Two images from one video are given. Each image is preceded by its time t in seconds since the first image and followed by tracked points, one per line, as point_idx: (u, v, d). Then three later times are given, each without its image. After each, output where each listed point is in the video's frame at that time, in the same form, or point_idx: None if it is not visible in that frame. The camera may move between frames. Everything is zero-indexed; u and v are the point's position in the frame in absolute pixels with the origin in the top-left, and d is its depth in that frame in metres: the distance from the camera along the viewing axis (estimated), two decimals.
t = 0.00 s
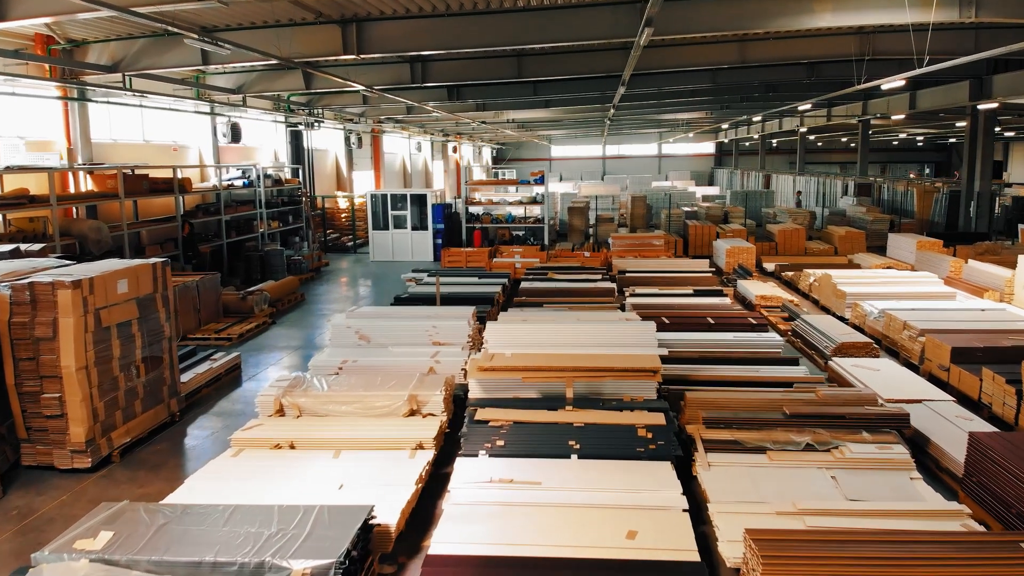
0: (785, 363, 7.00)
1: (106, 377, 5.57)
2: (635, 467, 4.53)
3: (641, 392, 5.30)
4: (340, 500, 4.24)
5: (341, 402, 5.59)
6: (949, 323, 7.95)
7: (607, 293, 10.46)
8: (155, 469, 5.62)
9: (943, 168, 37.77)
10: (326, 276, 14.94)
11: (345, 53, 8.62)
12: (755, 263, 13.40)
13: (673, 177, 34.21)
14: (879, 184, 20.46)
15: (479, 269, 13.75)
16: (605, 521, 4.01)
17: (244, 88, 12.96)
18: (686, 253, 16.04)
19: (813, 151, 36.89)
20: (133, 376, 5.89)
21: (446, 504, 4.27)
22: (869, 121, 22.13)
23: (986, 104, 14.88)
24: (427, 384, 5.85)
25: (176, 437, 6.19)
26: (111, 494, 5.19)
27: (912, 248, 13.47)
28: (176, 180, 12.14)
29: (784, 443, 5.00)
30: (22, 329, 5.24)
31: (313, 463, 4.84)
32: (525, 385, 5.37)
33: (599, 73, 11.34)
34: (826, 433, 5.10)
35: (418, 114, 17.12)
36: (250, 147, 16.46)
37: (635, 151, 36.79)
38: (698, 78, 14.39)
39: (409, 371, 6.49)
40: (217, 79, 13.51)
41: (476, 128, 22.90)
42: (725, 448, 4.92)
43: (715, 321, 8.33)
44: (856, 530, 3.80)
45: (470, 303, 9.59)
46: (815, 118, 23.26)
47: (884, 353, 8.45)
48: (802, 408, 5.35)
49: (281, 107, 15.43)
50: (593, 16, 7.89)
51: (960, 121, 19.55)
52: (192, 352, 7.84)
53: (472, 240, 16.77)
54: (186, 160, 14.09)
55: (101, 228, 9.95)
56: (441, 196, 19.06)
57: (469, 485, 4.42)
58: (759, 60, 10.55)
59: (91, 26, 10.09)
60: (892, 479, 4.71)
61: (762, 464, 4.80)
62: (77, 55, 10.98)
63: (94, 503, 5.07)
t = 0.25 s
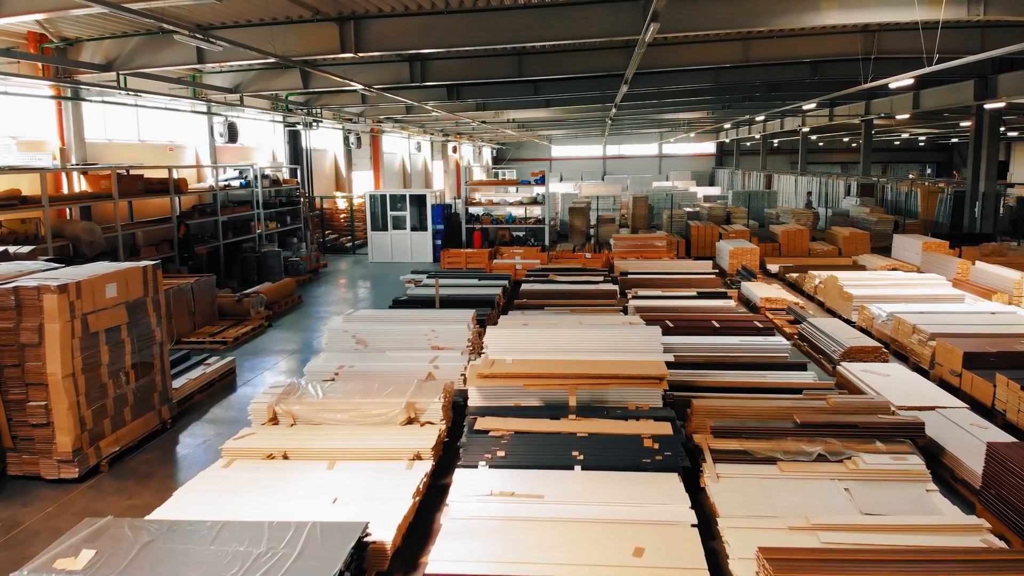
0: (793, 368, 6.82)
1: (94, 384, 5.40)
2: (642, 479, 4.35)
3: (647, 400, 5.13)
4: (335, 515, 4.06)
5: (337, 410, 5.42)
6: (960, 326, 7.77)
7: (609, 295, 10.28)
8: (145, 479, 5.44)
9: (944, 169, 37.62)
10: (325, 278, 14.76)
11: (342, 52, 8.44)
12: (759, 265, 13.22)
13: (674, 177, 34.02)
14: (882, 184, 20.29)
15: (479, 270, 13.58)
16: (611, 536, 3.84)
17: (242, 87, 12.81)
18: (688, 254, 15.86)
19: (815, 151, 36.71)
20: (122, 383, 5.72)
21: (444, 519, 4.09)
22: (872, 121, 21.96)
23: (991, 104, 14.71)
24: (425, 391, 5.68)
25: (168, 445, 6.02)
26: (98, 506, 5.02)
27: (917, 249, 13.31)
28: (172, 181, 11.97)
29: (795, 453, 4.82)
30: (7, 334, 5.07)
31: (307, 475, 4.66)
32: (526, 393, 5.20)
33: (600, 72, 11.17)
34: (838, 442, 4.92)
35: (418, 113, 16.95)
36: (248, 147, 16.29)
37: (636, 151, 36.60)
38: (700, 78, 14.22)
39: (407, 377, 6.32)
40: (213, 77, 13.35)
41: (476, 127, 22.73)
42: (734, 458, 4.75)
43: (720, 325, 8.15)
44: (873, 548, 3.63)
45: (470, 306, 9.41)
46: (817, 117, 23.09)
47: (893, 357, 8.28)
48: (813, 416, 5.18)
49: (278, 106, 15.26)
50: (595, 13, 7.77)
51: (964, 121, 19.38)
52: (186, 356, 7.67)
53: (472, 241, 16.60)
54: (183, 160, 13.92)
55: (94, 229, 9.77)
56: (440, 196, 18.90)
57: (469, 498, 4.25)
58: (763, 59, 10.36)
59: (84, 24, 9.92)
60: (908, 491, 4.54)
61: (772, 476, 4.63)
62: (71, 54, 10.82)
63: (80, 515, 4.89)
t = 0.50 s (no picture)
0: (802, 374, 6.64)
1: (81, 392, 5.23)
2: (648, 492, 4.17)
3: (652, 408, 4.95)
4: (328, 532, 3.89)
5: (332, 418, 5.25)
6: (971, 330, 7.60)
7: (611, 298, 10.10)
8: (134, 490, 5.27)
9: (946, 169, 37.46)
10: (323, 279, 14.57)
11: (339, 51, 8.25)
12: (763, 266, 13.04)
13: (675, 177, 33.83)
14: (885, 185, 20.11)
15: (479, 272, 13.41)
16: (616, 554, 3.67)
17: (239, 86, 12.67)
18: (691, 255, 15.67)
19: (817, 151, 36.51)
20: (111, 390, 5.55)
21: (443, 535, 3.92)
22: (875, 121, 21.78)
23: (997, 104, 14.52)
24: (423, 398, 5.51)
25: (158, 454, 5.85)
26: (84, 519, 4.85)
27: (923, 250, 13.14)
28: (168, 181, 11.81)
29: (807, 464, 4.65)
30: None
31: (300, 488, 4.49)
32: (528, 401, 5.02)
33: (602, 71, 10.99)
34: (852, 453, 4.75)
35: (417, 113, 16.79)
36: (245, 147, 16.12)
37: (637, 151, 36.42)
38: (703, 77, 14.05)
39: (405, 383, 6.15)
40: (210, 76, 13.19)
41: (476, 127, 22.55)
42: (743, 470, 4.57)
43: (726, 328, 7.98)
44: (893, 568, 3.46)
45: (470, 309, 9.24)
46: (819, 117, 22.91)
47: (902, 361, 8.10)
48: (824, 425, 5.00)
49: (277, 106, 15.07)
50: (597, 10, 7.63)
51: (968, 121, 19.19)
52: (179, 361, 7.50)
53: (472, 242, 16.42)
54: (179, 160, 13.75)
55: (87, 230, 9.60)
56: (440, 197, 18.72)
57: (468, 513, 4.07)
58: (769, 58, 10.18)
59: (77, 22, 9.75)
60: (925, 505, 4.36)
61: (784, 489, 4.45)
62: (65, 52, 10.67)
63: (64, 528, 4.72)
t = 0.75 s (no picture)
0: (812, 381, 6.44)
1: (66, 402, 5.03)
2: (656, 509, 3.98)
3: (660, 419, 4.74)
4: (320, 553, 3.69)
5: (326, 428, 5.05)
6: (984, 335, 7.40)
7: (614, 301, 9.89)
8: (120, 503, 5.08)
9: (948, 169, 37.25)
10: (321, 281, 14.35)
11: (337, 48, 7.98)
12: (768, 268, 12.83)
13: (676, 177, 33.60)
14: (889, 185, 19.90)
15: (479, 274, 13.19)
16: None
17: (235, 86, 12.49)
18: (694, 256, 15.45)
19: (819, 151, 36.26)
20: (97, 399, 5.35)
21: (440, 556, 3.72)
22: (879, 121, 21.57)
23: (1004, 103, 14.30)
24: (421, 407, 5.31)
25: (148, 465, 5.65)
26: (67, 535, 4.64)
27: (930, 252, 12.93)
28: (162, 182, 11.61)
29: (821, 478, 4.45)
30: None
31: (291, 504, 4.28)
32: (529, 411, 4.82)
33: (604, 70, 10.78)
34: (868, 466, 4.54)
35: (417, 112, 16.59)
36: (242, 147, 15.91)
37: (637, 151, 36.20)
38: (707, 76, 13.84)
39: (403, 391, 5.95)
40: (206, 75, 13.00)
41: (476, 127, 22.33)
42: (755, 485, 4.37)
43: (732, 332, 7.77)
44: None
45: (469, 313, 9.03)
46: (822, 117, 22.68)
47: (913, 367, 7.89)
48: (839, 437, 4.80)
49: (275, 105, 14.85)
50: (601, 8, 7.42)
51: (974, 120, 18.96)
52: (171, 367, 7.31)
53: (472, 243, 16.20)
54: (175, 160, 13.55)
55: (79, 232, 9.40)
56: (440, 197, 18.49)
57: (467, 531, 3.87)
58: (778, 58, 9.94)
59: (69, 19, 9.56)
60: (947, 521, 4.16)
61: (799, 504, 4.25)
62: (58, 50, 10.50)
63: (46, 545, 4.52)
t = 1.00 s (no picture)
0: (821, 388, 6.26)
1: (51, 411, 4.85)
2: (664, 524, 3.80)
3: (666, 429, 4.56)
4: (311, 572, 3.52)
5: (320, 438, 4.88)
6: (997, 339, 7.22)
7: (616, 303, 9.72)
8: (107, 516, 4.90)
9: (950, 169, 37.05)
10: (319, 282, 14.17)
11: (334, 45, 7.75)
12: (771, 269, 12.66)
13: (677, 177, 33.41)
14: (892, 185, 19.73)
15: (479, 275, 13.02)
16: None
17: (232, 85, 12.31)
18: (696, 257, 15.27)
19: (821, 151, 36.06)
20: (84, 408, 5.18)
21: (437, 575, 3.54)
22: (882, 120, 21.39)
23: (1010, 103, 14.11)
24: (419, 416, 5.14)
25: (136, 475, 5.48)
26: (51, 549, 4.47)
27: (937, 253, 12.75)
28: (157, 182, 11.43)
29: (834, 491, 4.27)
30: None
31: (282, 518, 4.11)
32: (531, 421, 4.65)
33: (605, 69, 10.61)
34: (883, 479, 4.36)
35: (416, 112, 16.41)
36: (239, 147, 15.73)
37: (638, 151, 36.01)
38: (709, 74, 13.67)
39: (400, 398, 5.77)
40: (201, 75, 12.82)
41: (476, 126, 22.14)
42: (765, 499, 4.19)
43: (738, 336, 7.59)
44: None
45: (469, 316, 8.85)
46: (825, 116, 22.49)
47: (923, 371, 7.71)
48: (852, 448, 4.62)
49: (272, 104, 14.67)
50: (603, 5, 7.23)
51: (978, 120, 18.77)
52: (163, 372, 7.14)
53: (472, 244, 16.02)
54: (171, 160, 13.37)
55: (71, 234, 9.23)
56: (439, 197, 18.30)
57: (465, 548, 3.70)
58: (783, 56, 9.75)
59: (62, 16, 9.38)
60: (967, 537, 3.98)
61: (812, 519, 4.07)
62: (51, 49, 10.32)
63: (28, 561, 4.34)
